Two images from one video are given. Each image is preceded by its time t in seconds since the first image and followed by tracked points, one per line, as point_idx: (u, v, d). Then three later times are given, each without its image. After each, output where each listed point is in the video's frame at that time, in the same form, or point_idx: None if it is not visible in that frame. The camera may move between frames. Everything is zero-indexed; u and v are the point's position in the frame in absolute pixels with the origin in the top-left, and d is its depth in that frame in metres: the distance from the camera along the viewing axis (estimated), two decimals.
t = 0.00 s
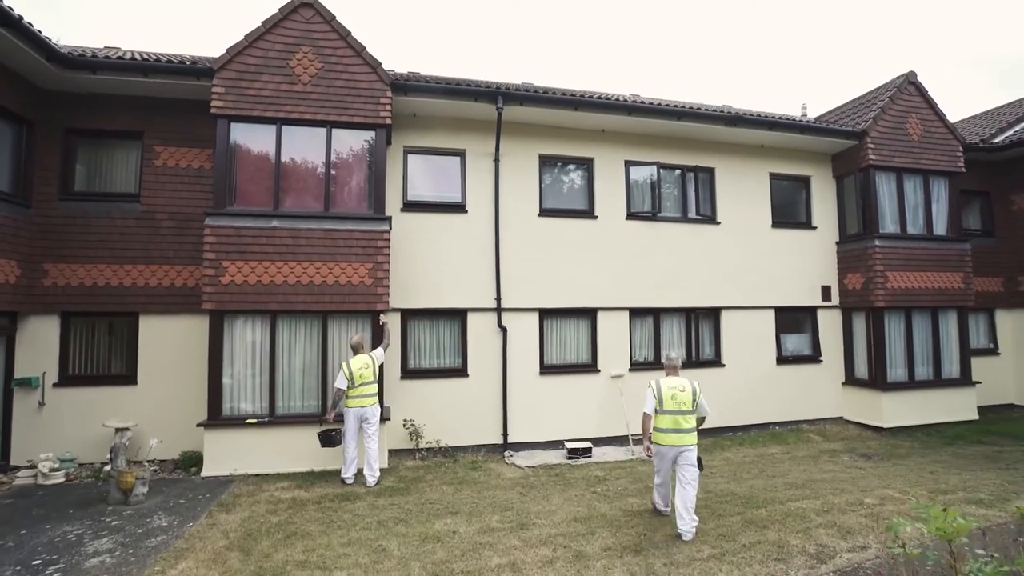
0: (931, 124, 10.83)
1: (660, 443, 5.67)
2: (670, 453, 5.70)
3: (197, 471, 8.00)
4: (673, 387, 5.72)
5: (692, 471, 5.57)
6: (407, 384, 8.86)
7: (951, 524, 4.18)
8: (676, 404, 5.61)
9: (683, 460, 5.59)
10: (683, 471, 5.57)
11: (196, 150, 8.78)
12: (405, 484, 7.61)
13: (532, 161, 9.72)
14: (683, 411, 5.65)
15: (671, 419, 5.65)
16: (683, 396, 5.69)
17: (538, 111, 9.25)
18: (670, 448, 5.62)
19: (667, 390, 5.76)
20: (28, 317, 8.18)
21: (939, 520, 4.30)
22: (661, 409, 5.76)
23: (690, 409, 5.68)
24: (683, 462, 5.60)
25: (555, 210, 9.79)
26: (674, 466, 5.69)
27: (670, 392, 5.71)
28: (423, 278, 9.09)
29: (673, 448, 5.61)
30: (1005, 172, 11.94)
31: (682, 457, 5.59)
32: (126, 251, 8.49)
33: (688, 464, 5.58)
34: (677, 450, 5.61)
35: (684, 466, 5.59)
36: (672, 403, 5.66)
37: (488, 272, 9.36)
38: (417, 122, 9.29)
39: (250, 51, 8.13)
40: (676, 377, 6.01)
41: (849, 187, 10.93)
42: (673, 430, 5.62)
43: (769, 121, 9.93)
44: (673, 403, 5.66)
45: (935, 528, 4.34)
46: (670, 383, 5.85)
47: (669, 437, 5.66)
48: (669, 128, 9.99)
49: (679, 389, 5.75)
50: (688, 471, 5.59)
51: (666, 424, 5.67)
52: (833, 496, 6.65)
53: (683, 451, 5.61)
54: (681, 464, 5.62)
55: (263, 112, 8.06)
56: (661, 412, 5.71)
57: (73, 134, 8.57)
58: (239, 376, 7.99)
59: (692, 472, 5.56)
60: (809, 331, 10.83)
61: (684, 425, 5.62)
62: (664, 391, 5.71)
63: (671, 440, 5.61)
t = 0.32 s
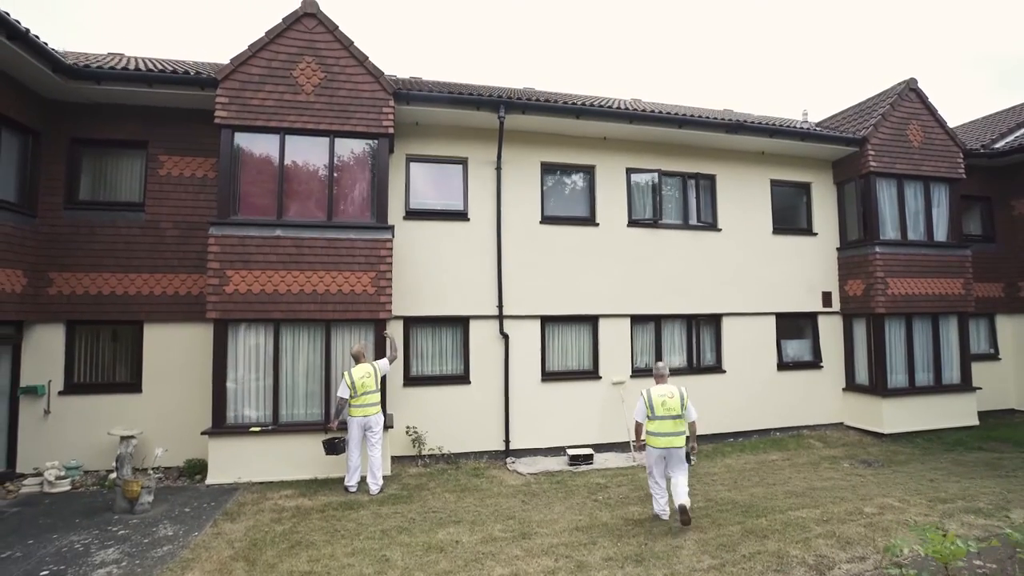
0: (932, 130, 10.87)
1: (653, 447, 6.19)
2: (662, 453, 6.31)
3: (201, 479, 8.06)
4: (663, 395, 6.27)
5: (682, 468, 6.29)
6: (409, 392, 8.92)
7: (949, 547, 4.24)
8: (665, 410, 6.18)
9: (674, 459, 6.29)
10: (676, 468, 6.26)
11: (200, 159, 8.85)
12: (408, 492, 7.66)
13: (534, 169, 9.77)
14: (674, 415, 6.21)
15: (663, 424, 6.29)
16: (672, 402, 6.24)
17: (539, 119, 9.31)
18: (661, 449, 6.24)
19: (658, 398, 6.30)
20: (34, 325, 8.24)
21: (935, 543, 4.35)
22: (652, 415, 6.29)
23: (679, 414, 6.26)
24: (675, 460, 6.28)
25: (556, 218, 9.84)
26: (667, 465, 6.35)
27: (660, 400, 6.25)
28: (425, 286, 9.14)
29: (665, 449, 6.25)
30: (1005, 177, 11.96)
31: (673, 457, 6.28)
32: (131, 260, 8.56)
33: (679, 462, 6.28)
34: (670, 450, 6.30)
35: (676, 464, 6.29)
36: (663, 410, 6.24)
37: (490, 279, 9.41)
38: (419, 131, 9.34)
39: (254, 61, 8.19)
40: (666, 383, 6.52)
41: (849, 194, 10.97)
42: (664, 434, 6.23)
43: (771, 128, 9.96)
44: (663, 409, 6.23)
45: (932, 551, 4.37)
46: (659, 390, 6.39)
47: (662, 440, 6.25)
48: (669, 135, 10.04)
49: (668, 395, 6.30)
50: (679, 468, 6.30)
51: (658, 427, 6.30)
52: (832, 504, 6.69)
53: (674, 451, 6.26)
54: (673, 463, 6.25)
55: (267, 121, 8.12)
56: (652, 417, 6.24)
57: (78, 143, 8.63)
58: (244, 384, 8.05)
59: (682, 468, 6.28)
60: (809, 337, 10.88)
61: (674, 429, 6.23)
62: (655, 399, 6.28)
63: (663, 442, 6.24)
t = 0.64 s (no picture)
0: (929, 136, 10.93)
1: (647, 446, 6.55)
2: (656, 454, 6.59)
3: (204, 486, 8.11)
4: (658, 398, 6.64)
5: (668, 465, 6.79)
6: (410, 399, 8.97)
7: (940, 565, 4.29)
8: (660, 412, 6.55)
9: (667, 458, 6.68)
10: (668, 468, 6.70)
11: (202, 167, 8.90)
12: (409, 499, 7.71)
13: (533, 176, 9.82)
14: (669, 418, 6.63)
15: (658, 426, 6.59)
16: (668, 405, 6.66)
17: (539, 127, 9.36)
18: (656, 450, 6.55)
19: (653, 400, 6.67)
20: (36, 333, 8.29)
21: (927, 561, 4.40)
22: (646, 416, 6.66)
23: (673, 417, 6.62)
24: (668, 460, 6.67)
25: (556, 224, 9.89)
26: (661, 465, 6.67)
27: (655, 402, 6.62)
28: (426, 292, 9.19)
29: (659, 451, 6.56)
30: (1002, 182, 12.03)
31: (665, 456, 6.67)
32: (133, 269, 8.61)
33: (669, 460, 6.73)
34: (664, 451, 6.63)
35: (668, 464, 6.69)
36: (657, 412, 6.59)
37: (490, 286, 9.46)
38: (419, 138, 9.39)
39: (255, 70, 8.24)
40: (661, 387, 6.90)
41: (847, 199, 11.02)
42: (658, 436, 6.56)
43: (769, 135, 10.00)
44: (658, 412, 6.59)
45: (924, 568, 4.42)
46: (655, 393, 6.75)
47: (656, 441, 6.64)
48: (668, 142, 10.08)
49: (663, 399, 6.68)
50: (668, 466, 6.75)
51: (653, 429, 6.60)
52: (829, 511, 6.75)
53: (666, 452, 6.62)
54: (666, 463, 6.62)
55: (267, 131, 8.17)
56: (648, 419, 6.62)
57: (80, 152, 8.68)
58: (246, 391, 8.10)
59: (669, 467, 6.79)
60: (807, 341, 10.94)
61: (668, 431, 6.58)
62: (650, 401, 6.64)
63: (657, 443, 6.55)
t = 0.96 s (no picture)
0: (928, 140, 10.97)
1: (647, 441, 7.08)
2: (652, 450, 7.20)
3: (207, 491, 8.18)
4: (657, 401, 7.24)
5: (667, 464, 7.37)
6: (411, 404, 9.03)
7: None
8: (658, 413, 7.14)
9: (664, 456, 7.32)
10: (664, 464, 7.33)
11: (204, 174, 8.96)
12: (410, 504, 7.77)
13: (533, 182, 9.87)
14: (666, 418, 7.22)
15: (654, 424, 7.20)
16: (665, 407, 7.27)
17: (539, 133, 9.41)
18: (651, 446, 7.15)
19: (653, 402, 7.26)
20: (40, 340, 8.35)
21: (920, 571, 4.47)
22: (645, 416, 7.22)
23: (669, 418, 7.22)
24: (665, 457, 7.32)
25: (556, 230, 9.94)
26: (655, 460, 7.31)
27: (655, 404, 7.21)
28: (427, 298, 9.25)
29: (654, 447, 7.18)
30: (1001, 186, 12.07)
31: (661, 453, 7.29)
32: (136, 275, 8.68)
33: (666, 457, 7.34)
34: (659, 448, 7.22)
35: (664, 461, 7.32)
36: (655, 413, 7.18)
37: (490, 292, 9.52)
38: (419, 145, 9.44)
39: (256, 78, 8.29)
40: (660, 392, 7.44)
41: (846, 204, 11.07)
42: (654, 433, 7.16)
43: (768, 140, 10.04)
44: (655, 412, 7.17)
45: None
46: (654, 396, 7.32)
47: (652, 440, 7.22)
48: (667, 148, 10.13)
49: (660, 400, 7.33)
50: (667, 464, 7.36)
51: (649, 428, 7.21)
52: (827, 517, 6.81)
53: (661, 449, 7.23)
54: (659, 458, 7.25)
55: (269, 138, 8.22)
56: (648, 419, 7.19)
57: (84, 159, 8.74)
58: (248, 397, 8.16)
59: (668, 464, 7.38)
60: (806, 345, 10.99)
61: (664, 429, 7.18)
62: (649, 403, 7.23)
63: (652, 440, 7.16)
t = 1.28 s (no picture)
0: (929, 146, 11.00)
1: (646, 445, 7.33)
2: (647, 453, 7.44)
3: (212, 496, 8.25)
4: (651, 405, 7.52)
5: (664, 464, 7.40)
6: (414, 409, 9.10)
7: None
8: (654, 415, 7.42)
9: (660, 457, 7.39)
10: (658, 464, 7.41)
11: (209, 181, 9.04)
12: (414, 509, 7.83)
13: (535, 188, 9.93)
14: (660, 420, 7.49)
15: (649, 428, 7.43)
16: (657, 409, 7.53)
17: (541, 140, 9.47)
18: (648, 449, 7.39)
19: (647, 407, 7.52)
20: (47, 346, 8.43)
21: None
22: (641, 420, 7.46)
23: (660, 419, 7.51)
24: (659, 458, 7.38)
25: (558, 236, 10.00)
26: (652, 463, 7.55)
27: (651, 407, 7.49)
28: (429, 304, 9.31)
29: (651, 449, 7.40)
30: (1002, 190, 12.09)
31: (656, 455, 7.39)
32: (142, 282, 8.76)
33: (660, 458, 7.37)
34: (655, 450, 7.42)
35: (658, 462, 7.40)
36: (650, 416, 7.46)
37: (493, 298, 9.57)
38: (422, 151, 9.51)
39: (261, 86, 8.36)
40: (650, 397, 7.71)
41: (848, 209, 11.11)
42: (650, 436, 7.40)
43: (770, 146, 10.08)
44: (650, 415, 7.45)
45: None
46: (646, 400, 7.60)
47: (646, 442, 7.44)
48: (668, 154, 10.18)
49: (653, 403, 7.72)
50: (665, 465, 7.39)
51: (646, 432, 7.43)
52: (827, 524, 6.86)
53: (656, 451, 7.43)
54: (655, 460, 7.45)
55: (274, 146, 8.28)
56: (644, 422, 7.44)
57: (90, 167, 8.82)
58: (253, 403, 8.23)
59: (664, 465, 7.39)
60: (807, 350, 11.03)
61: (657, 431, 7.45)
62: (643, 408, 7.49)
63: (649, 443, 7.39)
